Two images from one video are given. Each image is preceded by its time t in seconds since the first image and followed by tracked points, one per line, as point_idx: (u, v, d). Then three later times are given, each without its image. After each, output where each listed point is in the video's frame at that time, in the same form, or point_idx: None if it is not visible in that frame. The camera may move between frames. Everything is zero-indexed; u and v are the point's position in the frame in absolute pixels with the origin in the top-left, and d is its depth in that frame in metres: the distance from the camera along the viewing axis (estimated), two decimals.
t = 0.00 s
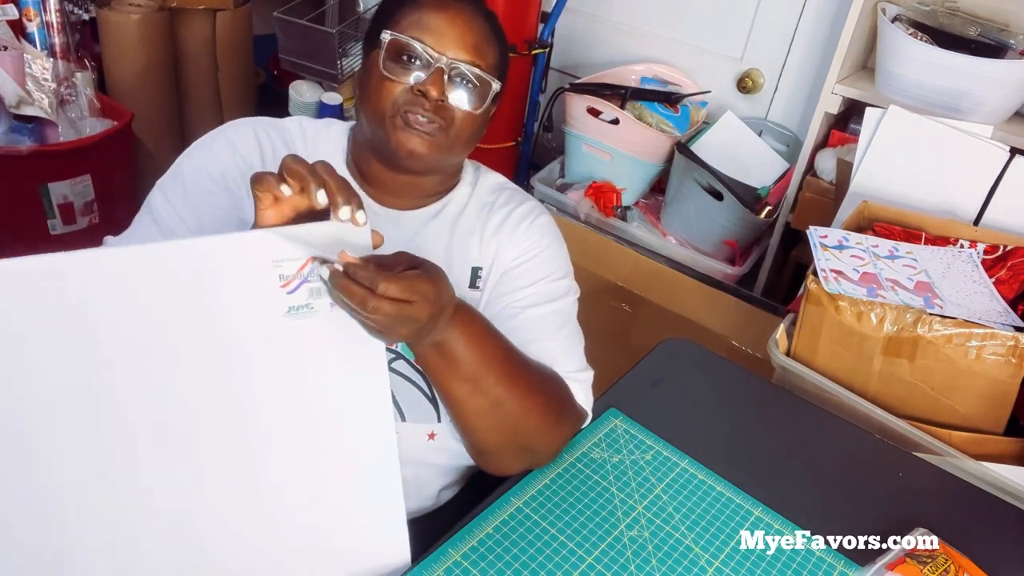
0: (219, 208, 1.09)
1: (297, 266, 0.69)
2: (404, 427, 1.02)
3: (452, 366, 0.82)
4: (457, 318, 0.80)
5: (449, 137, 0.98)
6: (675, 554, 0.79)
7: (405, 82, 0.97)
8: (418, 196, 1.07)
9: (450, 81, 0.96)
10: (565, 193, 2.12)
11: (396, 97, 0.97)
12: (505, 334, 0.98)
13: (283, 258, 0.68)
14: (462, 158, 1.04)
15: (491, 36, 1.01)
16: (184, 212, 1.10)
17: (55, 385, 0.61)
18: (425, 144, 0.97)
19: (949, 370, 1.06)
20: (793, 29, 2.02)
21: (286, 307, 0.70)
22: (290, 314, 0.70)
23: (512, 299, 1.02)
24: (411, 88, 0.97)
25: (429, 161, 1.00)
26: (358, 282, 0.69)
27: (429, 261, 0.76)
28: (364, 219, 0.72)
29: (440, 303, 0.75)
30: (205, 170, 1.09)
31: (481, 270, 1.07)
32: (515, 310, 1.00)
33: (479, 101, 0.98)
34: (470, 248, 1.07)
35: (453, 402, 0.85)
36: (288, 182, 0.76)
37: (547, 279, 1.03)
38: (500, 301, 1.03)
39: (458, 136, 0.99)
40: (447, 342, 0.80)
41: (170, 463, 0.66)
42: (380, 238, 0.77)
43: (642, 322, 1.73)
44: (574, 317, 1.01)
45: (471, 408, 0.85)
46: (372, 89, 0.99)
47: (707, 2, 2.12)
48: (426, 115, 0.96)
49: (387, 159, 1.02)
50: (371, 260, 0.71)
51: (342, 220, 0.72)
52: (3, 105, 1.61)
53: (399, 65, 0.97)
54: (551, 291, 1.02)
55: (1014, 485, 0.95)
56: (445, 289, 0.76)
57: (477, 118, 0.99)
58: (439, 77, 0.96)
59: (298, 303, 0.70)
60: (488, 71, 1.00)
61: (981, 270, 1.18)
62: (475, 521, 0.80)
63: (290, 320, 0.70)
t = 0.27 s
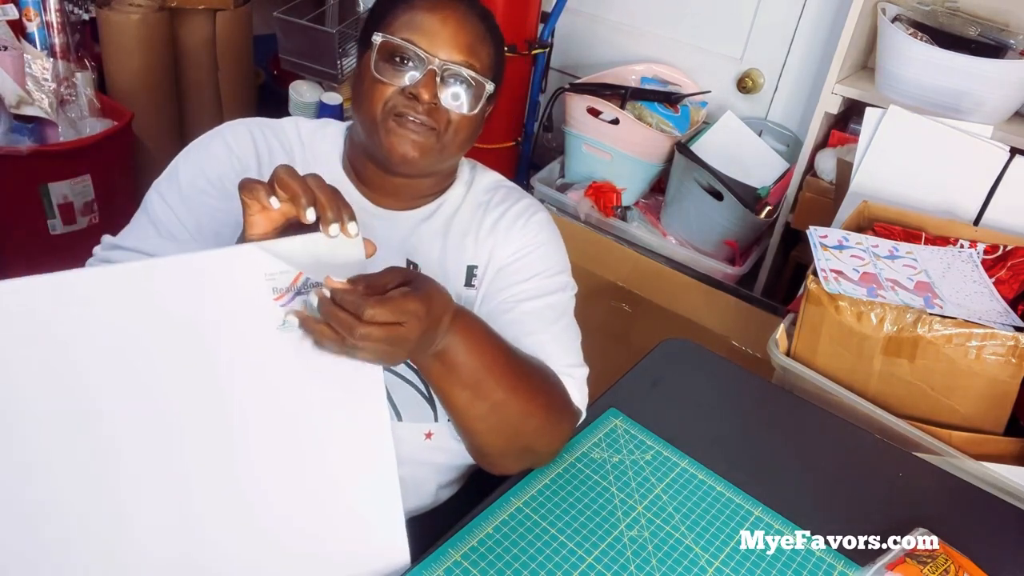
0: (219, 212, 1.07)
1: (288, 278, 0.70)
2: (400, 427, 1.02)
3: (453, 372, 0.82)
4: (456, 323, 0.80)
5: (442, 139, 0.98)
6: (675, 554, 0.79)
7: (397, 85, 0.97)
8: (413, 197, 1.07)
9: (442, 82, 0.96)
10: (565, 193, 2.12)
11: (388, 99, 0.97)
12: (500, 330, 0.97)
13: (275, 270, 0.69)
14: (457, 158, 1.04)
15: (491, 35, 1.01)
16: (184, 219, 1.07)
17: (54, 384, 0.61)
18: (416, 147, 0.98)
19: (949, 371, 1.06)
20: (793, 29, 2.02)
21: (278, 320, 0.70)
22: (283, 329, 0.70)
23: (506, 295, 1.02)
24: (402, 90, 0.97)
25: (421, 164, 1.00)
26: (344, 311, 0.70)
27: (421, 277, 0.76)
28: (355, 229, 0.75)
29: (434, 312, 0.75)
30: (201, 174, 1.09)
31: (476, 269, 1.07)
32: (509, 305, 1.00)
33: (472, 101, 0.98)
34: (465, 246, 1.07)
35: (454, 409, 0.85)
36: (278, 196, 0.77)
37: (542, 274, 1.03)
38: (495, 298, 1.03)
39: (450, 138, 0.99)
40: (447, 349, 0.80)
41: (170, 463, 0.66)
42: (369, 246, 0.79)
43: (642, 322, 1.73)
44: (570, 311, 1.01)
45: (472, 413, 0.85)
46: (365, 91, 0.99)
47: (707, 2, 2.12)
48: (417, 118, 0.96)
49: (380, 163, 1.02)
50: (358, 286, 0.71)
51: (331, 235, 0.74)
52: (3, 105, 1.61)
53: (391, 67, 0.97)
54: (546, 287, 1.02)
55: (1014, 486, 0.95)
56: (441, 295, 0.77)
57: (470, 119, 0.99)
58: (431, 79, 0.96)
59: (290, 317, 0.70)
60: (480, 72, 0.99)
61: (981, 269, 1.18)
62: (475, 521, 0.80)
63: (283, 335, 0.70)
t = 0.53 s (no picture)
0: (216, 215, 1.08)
1: (277, 296, 0.70)
2: (398, 426, 1.02)
3: (453, 370, 0.82)
4: (460, 322, 0.80)
5: (432, 145, 0.98)
6: (675, 554, 0.79)
7: (387, 92, 0.97)
8: (408, 198, 1.07)
9: (433, 87, 0.96)
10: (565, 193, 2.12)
11: (378, 106, 0.98)
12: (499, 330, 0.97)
13: (263, 288, 0.69)
14: (451, 162, 1.04)
15: (490, 38, 1.00)
16: (180, 219, 1.08)
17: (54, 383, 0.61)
18: (406, 154, 0.98)
19: (949, 370, 1.06)
20: (793, 29, 2.02)
21: (269, 338, 0.70)
22: (273, 345, 0.70)
23: (505, 296, 1.02)
24: (392, 97, 0.96)
25: (413, 170, 1.00)
26: (342, 309, 0.71)
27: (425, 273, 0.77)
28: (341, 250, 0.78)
29: (435, 313, 0.76)
30: (196, 173, 1.09)
31: (475, 268, 1.07)
32: (508, 305, 1.00)
33: (462, 108, 0.97)
34: (464, 245, 1.07)
35: (455, 406, 0.85)
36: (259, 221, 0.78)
37: (542, 274, 1.03)
38: (495, 297, 1.03)
39: (442, 143, 0.99)
40: (447, 348, 0.80)
41: (169, 463, 0.66)
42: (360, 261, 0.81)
43: (641, 322, 1.73)
44: (570, 311, 1.01)
45: (473, 412, 0.85)
46: (357, 97, 0.99)
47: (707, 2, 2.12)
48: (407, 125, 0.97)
49: (373, 167, 1.03)
50: (358, 283, 0.73)
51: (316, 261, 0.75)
52: (3, 105, 1.61)
53: (382, 73, 0.97)
54: (546, 287, 1.02)
55: (1014, 486, 0.95)
56: (443, 294, 0.77)
57: (462, 124, 0.99)
58: (421, 85, 0.95)
59: (281, 333, 0.70)
60: (476, 73, 0.99)
61: (981, 269, 1.18)
62: (475, 521, 0.80)
63: (273, 351, 0.70)
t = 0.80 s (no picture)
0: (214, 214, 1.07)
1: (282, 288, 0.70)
2: (398, 427, 1.02)
3: (447, 375, 0.82)
4: (452, 327, 0.80)
5: (428, 152, 0.99)
6: (675, 554, 0.79)
7: (383, 99, 0.96)
8: (407, 201, 1.07)
9: (428, 93, 0.96)
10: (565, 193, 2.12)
11: (375, 112, 0.98)
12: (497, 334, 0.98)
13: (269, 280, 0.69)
14: (447, 168, 1.04)
15: (489, 40, 1.00)
16: (172, 209, 1.06)
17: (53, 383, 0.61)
18: (402, 161, 0.99)
19: (949, 370, 1.06)
20: (793, 29, 2.02)
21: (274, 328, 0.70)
22: (278, 336, 0.70)
23: (505, 298, 1.02)
24: (388, 104, 0.96)
25: (409, 176, 1.01)
26: (336, 315, 0.69)
27: (417, 279, 0.75)
28: (330, 272, 0.75)
29: (429, 317, 0.75)
30: (195, 168, 1.09)
31: (474, 269, 1.07)
32: (508, 309, 1.00)
33: (458, 115, 0.98)
34: (463, 247, 1.07)
35: (453, 408, 0.85)
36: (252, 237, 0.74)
37: (542, 275, 1.03)
38: (494, 299, 1.03)
39: (438, 150, 0.99)
40: (441, 353, 0.80)
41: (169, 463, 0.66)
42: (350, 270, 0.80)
43: (641, 322, 1.74)
44: (571, 313, 1.02)
45: (470, 414, 0.86)
46: (353, 103, 1.00)
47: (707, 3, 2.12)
48: (403, 132, 0.97)
49: (370, 172, 1.04)
50: (349, 288, 0.71)
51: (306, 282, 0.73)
52: (3, 105, 1.61)
53: (378, 80, 0.97)
54: (546, 288, 1.02)
55: (1015, 486, 0.95)
56: (434, 298, 0.76)
57: (457, 131, 0.99)
58: (417, 93, 0.96)
59: (286, 325, 0.71)
60: (475, 74, 0.99)
61: (981, 269, 1.18)
62: (475, 521, 0.80)
63: (278, 342, 0.71)
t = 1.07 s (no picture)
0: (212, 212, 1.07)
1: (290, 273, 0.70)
2: (399, 427, 1.02)
3: (448, 375, 0.82)
4: (452, 326, 0.80)
5: (429, 151, 0.98)
6: (675, 554, 0.79)
7: (385, 96, 0.96)
8: (408, 201, 1.07)
9: (430, 91, 0.96)
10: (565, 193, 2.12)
11: (376, 110, 0.97)
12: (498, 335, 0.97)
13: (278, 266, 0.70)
14: (449, 167, 1.04)
15: (491, 39, 1.00)
16: (172, 208, 1.07)
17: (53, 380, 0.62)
18: (404, 159, 0.98)
19: (949, 370, 1.06)
20: (793, 29, 2.02)
21: (282, 313, 0.70)
22: (286, 321, 0.71)
23: (505, 299, 1.02)
24: (390, 101, 0.96)
25: (410, 174, 1.00)
26: (335, 309, 0.68)
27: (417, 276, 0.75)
28: (339, 254, 0.76)
29: (429, 312, 0.75)
30: (196, 167, 1.09)
31: (475, 270, 1.07)
32: (508, 309, 1.00)
33: (460, 114, 0.97)
34: (464, 248, 1.07)
35: (454, 409, 0.86)
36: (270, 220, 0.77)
37: (542, 276, 1.03)
38: (495, 299, 1.04)
39: (439, 148, 0.99)
40: (444, 353, 0.80)
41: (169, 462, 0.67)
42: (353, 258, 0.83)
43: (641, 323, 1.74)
44: (572, 314, 1.02)
45: (470, 414, 0.86)
46: (355, 101, 0.99)
47: (707, 3, 2.12)
48: (404, 129, 0.97)
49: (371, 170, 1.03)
50: (346, 283, 0.70)
51: (313, 266, 0.75)
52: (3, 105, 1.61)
53: (380, 78, 0.97)
54: (546, 289, 1.02)
55: (1015, 486, 0.95)
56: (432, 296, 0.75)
57: (460, 130, 0.99)
58: (419, 90, 0.95)
59: (293, 309, 0.71)
60: (477, 73, 0.99)
61: (981, 269, 1.18)
62: (475, 521, 0.80)
63: (286, 327, 0.71)
